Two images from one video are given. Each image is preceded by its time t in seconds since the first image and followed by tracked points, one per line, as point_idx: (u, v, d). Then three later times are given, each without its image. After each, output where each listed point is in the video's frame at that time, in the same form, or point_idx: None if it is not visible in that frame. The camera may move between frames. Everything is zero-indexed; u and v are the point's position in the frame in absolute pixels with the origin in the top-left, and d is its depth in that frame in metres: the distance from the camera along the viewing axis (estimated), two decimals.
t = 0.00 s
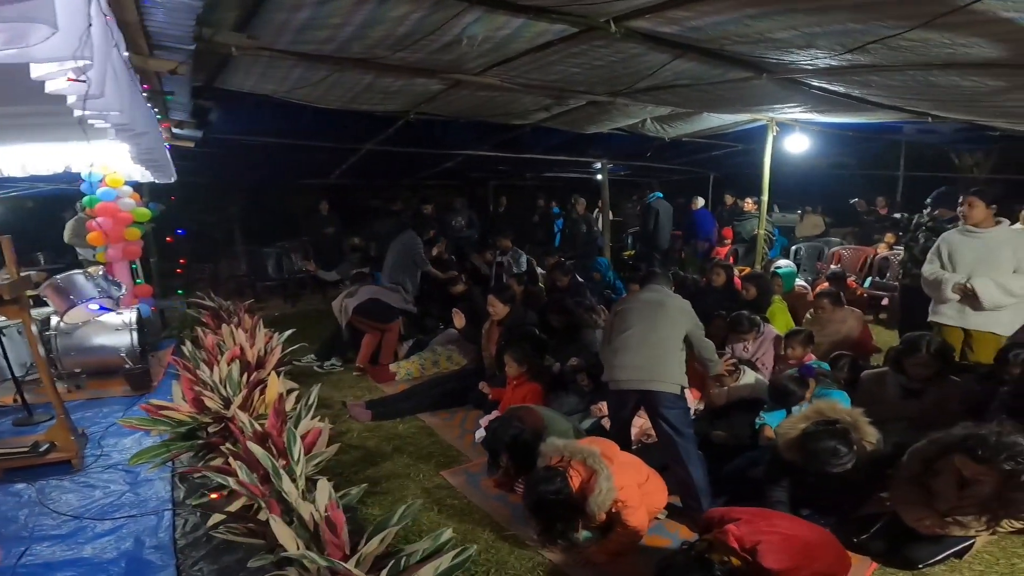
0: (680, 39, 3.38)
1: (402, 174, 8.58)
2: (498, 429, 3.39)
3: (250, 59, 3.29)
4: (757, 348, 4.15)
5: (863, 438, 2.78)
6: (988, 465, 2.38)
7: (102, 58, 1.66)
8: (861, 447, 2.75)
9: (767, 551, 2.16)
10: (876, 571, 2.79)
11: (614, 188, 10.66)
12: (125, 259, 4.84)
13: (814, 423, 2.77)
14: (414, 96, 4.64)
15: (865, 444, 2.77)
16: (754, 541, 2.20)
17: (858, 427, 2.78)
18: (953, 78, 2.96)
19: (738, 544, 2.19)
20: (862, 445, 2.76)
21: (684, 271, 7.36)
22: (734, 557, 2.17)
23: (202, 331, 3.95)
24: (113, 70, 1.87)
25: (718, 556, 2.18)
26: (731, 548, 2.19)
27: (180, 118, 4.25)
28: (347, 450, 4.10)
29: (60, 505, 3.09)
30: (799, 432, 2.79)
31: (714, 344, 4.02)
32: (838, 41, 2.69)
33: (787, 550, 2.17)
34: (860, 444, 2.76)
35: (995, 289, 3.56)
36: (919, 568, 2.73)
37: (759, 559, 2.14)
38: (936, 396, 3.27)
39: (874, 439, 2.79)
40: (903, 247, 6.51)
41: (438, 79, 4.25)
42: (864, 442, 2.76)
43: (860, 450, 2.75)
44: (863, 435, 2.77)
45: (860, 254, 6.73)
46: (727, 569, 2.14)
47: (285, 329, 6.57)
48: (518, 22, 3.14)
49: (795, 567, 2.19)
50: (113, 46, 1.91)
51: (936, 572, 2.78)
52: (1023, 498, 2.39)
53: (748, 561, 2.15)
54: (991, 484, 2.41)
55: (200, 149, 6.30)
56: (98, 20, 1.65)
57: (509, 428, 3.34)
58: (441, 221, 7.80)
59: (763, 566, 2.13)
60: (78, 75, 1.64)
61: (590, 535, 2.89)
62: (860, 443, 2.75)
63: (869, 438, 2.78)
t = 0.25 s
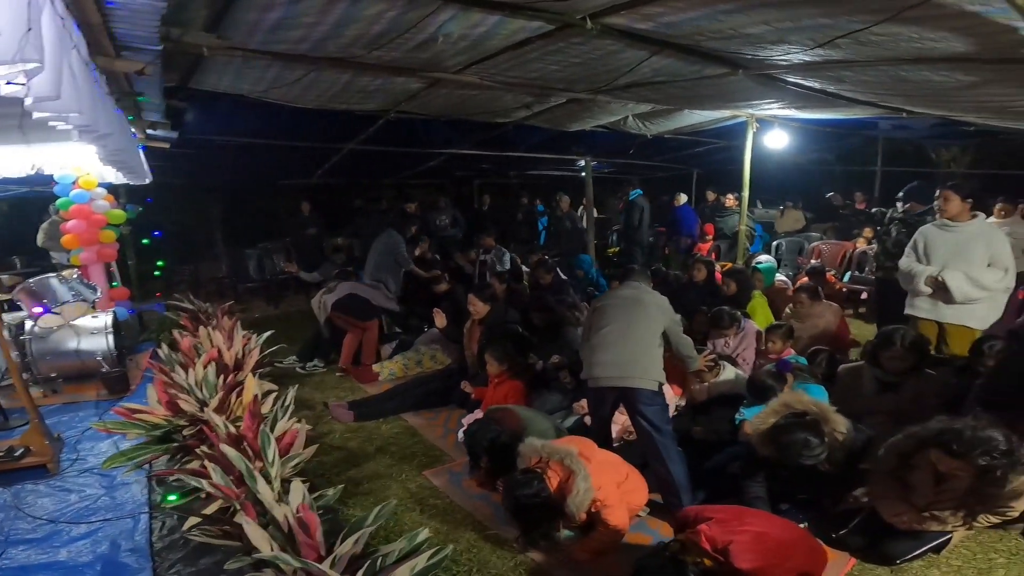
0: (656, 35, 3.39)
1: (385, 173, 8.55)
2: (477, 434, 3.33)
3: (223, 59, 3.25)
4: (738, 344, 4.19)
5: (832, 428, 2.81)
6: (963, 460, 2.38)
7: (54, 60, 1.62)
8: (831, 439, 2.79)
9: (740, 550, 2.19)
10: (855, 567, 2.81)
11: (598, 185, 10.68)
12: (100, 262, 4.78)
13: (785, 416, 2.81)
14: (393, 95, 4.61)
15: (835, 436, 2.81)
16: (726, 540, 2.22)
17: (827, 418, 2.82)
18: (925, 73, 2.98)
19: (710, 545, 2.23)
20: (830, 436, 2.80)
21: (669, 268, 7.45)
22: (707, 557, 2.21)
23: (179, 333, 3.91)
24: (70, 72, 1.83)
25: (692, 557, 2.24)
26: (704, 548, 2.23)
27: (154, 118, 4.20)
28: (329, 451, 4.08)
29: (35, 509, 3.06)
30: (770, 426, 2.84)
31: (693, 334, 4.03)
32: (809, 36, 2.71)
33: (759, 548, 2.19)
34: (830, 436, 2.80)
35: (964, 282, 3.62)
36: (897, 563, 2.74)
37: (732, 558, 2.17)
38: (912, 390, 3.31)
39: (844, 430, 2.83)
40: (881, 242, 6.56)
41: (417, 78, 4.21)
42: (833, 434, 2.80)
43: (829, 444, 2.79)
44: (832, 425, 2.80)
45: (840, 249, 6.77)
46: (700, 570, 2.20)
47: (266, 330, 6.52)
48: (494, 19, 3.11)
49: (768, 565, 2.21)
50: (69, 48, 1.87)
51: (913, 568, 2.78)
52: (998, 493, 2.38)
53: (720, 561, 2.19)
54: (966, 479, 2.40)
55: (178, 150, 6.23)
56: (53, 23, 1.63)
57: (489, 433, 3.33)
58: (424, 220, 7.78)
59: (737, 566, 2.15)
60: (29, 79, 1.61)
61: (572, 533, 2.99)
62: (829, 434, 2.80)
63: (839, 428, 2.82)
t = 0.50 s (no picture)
0: (638, 32, 3.37)
1: (375, 173, 8.52)
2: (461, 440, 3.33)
3: (203, 59, 3.23)
4: (726, 341, 4.17)
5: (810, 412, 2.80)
6: (943, 458, 2.40)
7: (16, 61, 1.61)
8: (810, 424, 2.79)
9: (719, 550, 2.17)
10: (839, 566, 2.76)
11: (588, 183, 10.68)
12: (84, 265, 4.75)
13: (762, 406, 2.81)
14: (378, 94, 4.59)
15: (814, 421, 2.81)
16: (705, 540, 2.21)
17: (803, 404, 2.81)
18: (905, 67, 2.98)
19: (690, 546, 2.22)
20: (810, 421, 2.79)
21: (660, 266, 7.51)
22: (687, 558, 2.19)
23: (163, 336, 3.89)
24: (36, 74, 1.82)
25: (672, 557, 2.19)
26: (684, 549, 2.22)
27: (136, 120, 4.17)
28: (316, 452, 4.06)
29: (17, 512, 3.04)
30: (747, 417, 2.83)
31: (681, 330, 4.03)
32: (788, 31, 2.71)
33: (739, 547, 2.17)
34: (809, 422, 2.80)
35: (952, 277, 3.62)
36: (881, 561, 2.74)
37: (711, 558, 2.15)
38: (896, 385, 3.31)
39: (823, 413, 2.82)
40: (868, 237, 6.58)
41: (401, 77, 4.17)
42: (812, 420, 2.79)
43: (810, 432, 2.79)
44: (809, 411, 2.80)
45: (828, 245, 6.78)
46: (681, 570, 2.15)
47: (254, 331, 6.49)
48: (475, 17, 3.08)
49: (749, 564, 2.18)
50: (35, 50, 1.86)
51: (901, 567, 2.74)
52: (979, 490, 2.40)
53: (700, 560, 2.17)
54: (947, 477, 2.42)
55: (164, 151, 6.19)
56: (15, 25, 1.61)
57: (472, 438, 3.38)
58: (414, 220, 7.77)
59: (717, 566, 2.13)
60: None
61: (557, 534, 2.99)
62: (808, 420, 2.79)
63: (817, 413, 2.80)
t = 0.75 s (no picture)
0: (620, 32, 3.38)
1: (364, 175, 8.51)
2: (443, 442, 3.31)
3: (184, 62, 3.22)
4: (712, 341, 4.19)
5: (796, 412, 2.79)
6: (920, 457, 2.38)
7: None
8: (794, 423, 2.76)
9: (703, 548, 2.16)
10: (822, 566, 2.76)
11: (578, 183, 10.71)
12: (68, 269, 4.74)
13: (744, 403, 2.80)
14: (363, 96, 4.58)
15: (797, 420, 2.77)
16: (690, 538, 2.21)
17: (786, 402, 2.80)
18: (884, 67, 3.00)
19: (675, 542, 2.22)
20: (794, 420, 2.77)
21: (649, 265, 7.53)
22: (672, 555, 2.16)
23: (147, 339, 3.88)
24: (7, 79, 1.82)
25: (656, 554, 2.17)
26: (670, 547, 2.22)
27: (118, 123, 4.15)
28: (302, 454, 4.06)
29: None
30: (731, 414, 2.84)
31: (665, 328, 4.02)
32: (767, 31, 2.73)
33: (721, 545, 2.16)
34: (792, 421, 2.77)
35: (937, 276, 3.63)
36: (863, 561, 2.73)
37: (695, 556, 2.14)
38: (879, 384, 3.33)
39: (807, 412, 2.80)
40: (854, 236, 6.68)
41: (386, 79, 4.16)
42: (795, 418, 2.77)
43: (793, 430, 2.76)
44: (794, 409, 2.78)
45: (814, 244, 6.87)
46: (665, 568, 2.13)
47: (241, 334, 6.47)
48: (456, 19, 3.07)
49: (731, 564, 2.17)
50: (6, 54, 1.86)
51: (880, 566, 2.73)
52: (957, 490, 2.36)
53: (684, 558, 2.15)
54: (925, 476, 2.40)
55: (150, 154, 6.16)
56: None
57: (453, 442, 3.29)
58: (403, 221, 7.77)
59: (700, 564, 2.12)
60: None
61: (541, 534, 2.98)
62: (791, 418, 2.76)
63: (800, 412, 2.79)
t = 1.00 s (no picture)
0: (610, 28, 3.36)
1: (359, 174, 8.50)
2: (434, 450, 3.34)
3: (171, 62, 3.20)
4: (706, 337, 4.18)
5: (802, 409, 2.76)
6: (909, 455, 2.37)
7: None
8: (798, 418, 2.74)
9: (698, 544, 2.10)
10: (815, 563, 2.72)
11: (574, 181, 10.71)
12: (60, 270, 4.73)
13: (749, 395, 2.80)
14: (355, 95, 4.56)
15: (802, 416, 2.75)
16: (686, 534, 2.13)
17: (793, 397, 2.78)
18: (873, 62, 2.99)
19: (671, 538, 2.15)
20: (799, 415, 2.74)
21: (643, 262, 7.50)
22: (667, 551, 2.15)
23: (138, 340, 3.87)
24: None
25: (652, 551, 2.17)
26: (664, 542, 2.15)
27: (107, 123, 4.13)
28: (295, 455, 4.05)
29: None
30: (735, 405, 2.85)
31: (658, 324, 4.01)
32: (755, 26, 2.71)
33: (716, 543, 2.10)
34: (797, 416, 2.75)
35: (929, 271, 3.63)
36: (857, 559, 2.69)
37: (691, 553, 2.08)
38: (872, 380, 3.31)
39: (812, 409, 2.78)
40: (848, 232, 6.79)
41: (377, 77, 4.14)
42: (801, 413, 2.75)
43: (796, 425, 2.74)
44: (800, 405, 2.76)
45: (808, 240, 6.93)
46: (661, 564, 2.14)
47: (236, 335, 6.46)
48: (444, 17, 3.05)
49: (725, 562, 2.10)
50: None
51: (874, 564, 2.69)
52: (949, 488, 2.35)
53: (681, 555, 2.11)
54: (916, 474, 2.40)
55: (142, 154, 6.14)
56: None
57: (445, 450, 3.39)
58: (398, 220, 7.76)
59: (696, 561, 2.06)
60: None
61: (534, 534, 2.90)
62: (796, 413, 2.74)
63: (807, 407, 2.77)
